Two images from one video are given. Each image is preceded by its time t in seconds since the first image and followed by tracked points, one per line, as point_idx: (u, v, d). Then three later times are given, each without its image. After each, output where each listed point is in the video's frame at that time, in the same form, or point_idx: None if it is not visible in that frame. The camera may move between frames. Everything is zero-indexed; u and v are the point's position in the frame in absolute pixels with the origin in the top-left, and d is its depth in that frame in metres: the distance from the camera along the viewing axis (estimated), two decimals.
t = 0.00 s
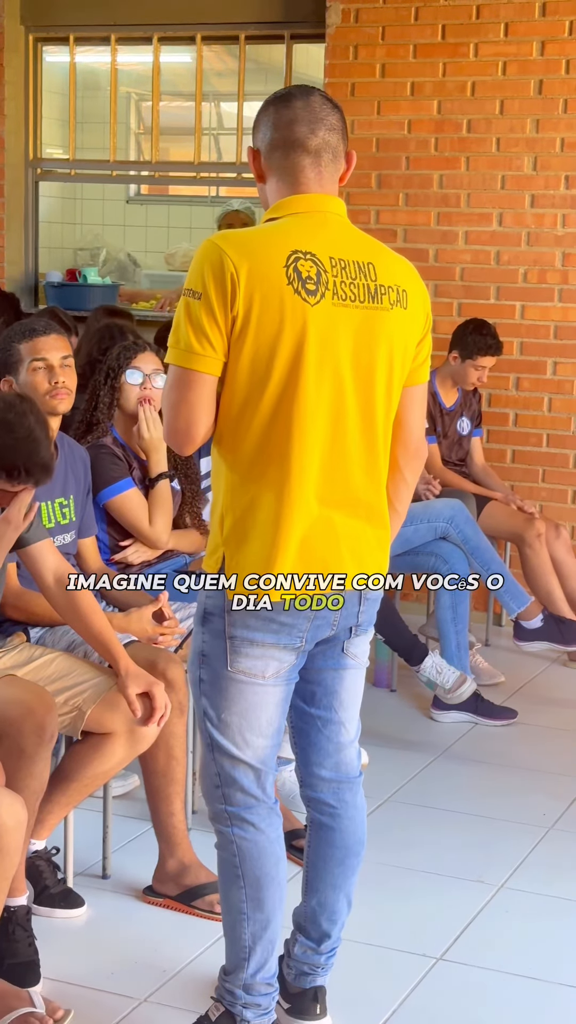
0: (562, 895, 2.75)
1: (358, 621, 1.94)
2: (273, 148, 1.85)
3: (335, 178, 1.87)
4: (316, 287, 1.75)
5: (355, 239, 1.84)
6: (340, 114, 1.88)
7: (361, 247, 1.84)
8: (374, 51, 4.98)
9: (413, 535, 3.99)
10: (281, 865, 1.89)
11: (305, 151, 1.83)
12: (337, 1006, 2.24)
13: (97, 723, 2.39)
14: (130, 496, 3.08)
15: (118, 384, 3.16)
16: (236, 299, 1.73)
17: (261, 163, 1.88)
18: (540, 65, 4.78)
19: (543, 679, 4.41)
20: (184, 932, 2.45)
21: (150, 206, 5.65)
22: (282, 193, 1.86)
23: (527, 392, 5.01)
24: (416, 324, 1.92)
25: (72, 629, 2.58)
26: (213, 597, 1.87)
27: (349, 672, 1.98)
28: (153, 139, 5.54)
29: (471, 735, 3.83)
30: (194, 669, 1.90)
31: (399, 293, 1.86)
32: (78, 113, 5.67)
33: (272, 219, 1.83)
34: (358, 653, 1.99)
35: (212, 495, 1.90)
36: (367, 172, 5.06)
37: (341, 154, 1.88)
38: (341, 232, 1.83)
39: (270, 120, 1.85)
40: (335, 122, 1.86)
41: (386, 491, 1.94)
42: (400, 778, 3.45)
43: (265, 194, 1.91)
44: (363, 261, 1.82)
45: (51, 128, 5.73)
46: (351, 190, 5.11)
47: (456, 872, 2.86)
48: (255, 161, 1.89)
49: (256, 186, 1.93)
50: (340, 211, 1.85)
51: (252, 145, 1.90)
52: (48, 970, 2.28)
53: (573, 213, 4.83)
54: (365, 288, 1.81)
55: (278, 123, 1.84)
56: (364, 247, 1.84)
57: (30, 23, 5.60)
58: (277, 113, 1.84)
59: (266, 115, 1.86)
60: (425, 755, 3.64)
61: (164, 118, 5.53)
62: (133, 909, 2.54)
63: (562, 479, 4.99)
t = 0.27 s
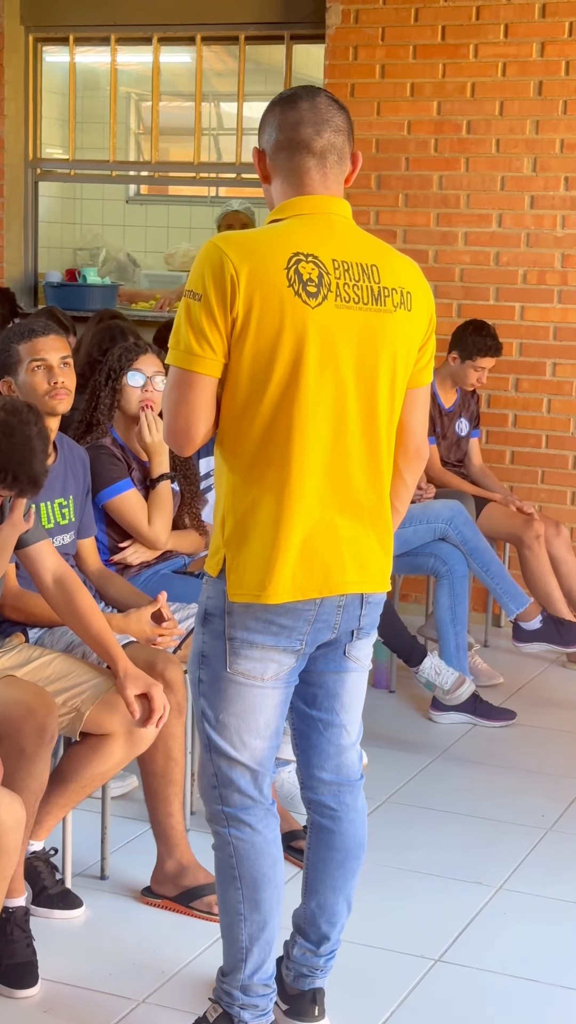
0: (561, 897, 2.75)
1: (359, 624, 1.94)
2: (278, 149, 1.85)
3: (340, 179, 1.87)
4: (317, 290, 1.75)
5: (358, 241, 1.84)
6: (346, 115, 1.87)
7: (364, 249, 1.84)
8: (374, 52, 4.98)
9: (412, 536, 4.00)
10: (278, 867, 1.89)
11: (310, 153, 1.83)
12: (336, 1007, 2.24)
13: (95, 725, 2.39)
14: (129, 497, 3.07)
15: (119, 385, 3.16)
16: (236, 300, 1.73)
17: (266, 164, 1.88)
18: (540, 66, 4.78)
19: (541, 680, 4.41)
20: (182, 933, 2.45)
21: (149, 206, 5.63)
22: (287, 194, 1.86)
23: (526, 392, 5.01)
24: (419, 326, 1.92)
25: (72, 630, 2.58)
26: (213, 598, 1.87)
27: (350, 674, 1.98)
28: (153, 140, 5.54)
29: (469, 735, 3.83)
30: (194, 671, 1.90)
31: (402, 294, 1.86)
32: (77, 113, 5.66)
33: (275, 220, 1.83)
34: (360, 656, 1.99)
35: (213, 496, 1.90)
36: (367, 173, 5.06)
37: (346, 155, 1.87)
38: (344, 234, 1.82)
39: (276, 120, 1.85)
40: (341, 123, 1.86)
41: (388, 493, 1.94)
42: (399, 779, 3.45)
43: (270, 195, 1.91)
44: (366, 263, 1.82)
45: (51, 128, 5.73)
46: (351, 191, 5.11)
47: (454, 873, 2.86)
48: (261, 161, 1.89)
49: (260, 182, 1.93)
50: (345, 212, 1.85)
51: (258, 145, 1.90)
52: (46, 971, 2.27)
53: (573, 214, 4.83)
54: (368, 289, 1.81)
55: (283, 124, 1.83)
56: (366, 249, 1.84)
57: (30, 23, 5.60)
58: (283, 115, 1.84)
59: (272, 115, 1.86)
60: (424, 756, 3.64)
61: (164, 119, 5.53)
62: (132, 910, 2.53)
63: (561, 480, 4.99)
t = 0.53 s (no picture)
0: (560, 899, 2.75)
1: (362, 626, 1.94)
2: (284, 150, 1.85)
3: (346, 181, 1.87)
4: (322, 292, 1.75)
5: (364, 242, 1.84)
6: (352, 116, 1.87)
7: (369, 251, 1.83)
8: (374, 54, 4.98)
9: (412, 537, 4.00)
10: (279, 868, 1.89)
11: (316, 154, 1.83)
12: (336, 1008, 2.24)
13: (95, 727, 2.40)
14: (129, 498, 3.07)
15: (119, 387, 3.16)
16: (241, 303, 1.73)
17: (272, 165, 1.88)
18: (540, 67, 4.78)
19: (541, 681, 4.41)
20: (182, 934, 2.45)
21: (150, 207, 5.63)
22: (293, 196, 1.86)
23: (526, 393, 5.01)
24: (424, 328, 1.92)
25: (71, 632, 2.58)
26: (216, 599, 1.87)
27: (353, 676, 1.98)
28: (153, 140, 5.55)
29: (469, 737, 3.83)
30: (196, 672, 1.90)
31: (408, 295, 1.86)
32: (78, 114, 5.66)
33: (281, 222, 1.83)
34: (363, 658, 1.99)
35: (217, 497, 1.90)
36: (367, 174, 5.06)
37: (352, 156, 1.87)
38: (349, 236, 1.82)
39: (282, 121, 1.85)
40: (347, 124, 1.86)
41: (393, 494, 1.94)
42: (399, 780, 3.45)
43: (275, 196, 1.91)
44: (371, 265, 1.82)
45: (51, 129, 5.73)
46: (351, 192, 5.11)
47: (453, 875, 2.86)
48: (267, 162, 1.89)
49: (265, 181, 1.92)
50: (350, 213, 1.85)
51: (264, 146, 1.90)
52: (45, 972, 2.27)
53: (573, 215, 4.83)
54: (374, 291, 1.81)
55: (289, 126, 1.83)
56: (372, 251, 1.84)
57: (30, 23, 5.60)
58: (289, 115, 1.83)
59: (278, 116, 1.85)
60: (423, 757, 3.64)
61: (165, 119, 5.53)
62: (131, 911, 2.53)
63: (561, 481, 4.99)
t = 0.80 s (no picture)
0: (561, 900, 2.75)
1: (367, 628, 1.94)
2: (291, 150, 1.84)
3: (350, 181, 1.88)
4: (328, 293, 1.75)
5: (370, 243, 1.84)
6: (357, 117, 1.88)
7: (375, 251, 1.84)
8: (375, 55, 4.99)
9: (414, 537, 4.00)
10: (282, 870, 1.89)
11: (322, 154, 1.83)
12: (337, 1009, 2.24)
13: (96, 727, 2.39)
14: (129, 498, 3.07)
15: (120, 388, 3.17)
16: (247, 303, 1.73)
17: (278, 165, 1.88)
18: (541, 68, 4.78)
19: (542, 682, 4.41)
20: (183, 934, 2.45)
21: (151, 207, 5.64)
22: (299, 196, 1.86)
23: (527, 394, 5.01)
24: (431, 327, 1.92)
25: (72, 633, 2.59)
26: (222, 600, 1.87)
27: (358, 678, 1.98)
28: (155, 141, 5.55)
29: (469, 737, 3.83)
30: (201, 673, 1.90)
31: (414, 295, 1.86)
32: (79, 114, 5.67)
33: (287, 222, 1.83)
34: (368, 660, 1.99)
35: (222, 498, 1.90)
36: (368, 175, 5.06)
37: (357, 157, 1.88)
38: (355, 236, 1.82)
39: (287, 121, 1.84)
40: (353, 125, 1.86)
41: (399, 494, 1.94)
42: (400, 781, 3.45)
43: (279, 195, 1.91)
44: (377, 265, 1.82)
45: (52, 130, 5.73)
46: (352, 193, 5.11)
47: (455, 876, 2.86)
48: (272, 161, 1.89)
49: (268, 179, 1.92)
50: (356, 214, 1.85)
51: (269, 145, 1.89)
52: (46, 972, 2.27)
53: (574, 216, 4.83)
54: (380, 291, 1.81)
55: (296, 126, 1.83)
56: (377, 251, 1.84)
57: (31, 24, 5.60)
58: (295, 115, 1.83)
59: (284, 116, 1.85)
60: (424, 759, 3.64)
61: (166, 120, 5.53)
62: (132, 912, 2.53)
63: (562, 482, 4.99)
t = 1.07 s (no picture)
0: (562, 900, 2.75)
1: (370, 628, 1.93)
2: (297, 151, 1.84)
3: (354, 181, 1.88)
4: (331, 293, 1.75)
5: (373, 242, 1.84)
6: (359, 116, 1.88)
7: (377, 250, 1.84)
8: (377, 55, 4.99)
9: (416, 538, 4.00)
10: (284, 872, 1.89)
11: (330, 154, 1.83)
12: (338, 1009, 2.24)
13: (98, 727, 2.39)
14: (131, 499, 3.07)
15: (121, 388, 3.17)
16: (250, 303, 1.73)
17: (283, 166, 1.87)
18: (543, 68, 4.78)
19: (544, 683, 4.41)
20: (185, 935, 2.45)
21: (152, 208, 5.64)
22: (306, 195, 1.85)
23: (529, 395, 5.01)
24: (433, 327, 1.92)
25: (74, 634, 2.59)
26: (224, 600, 1.87)
27: (361, 679, 1.98)
28: (156, 142, 5.56)
29: (471, 738, 3.83)
30: (204, 674, 1.90)
31: (416, 295, 1.86)
32: (80, 115, 5.67)
33: (289, 222, 1.83)
34: (370, 661, 1.99)
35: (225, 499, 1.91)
36: (369, 176, 5.06)
37: (361, 157, 1.88)
38: (357, 236, 1.83)
39: (293, 121, 1.83)
40: (357, 124, 1.86)
41: (402, 494, 1.94)
42: (401, 782, 3.45)
43: (281, 195, 1.90)
44: (380, 265, 1.82)
45: (54, 131, 5.74)
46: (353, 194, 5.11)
47: (456, 877, 2.86)
48: (276, 161, 1.87)
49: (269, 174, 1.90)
50: (358, 214, 1.85)
51: (272, 145, 1.87)
52: (48, 973, 2.27)
53: None
54: (382, 291, 1.81)
55: (304, 127, 1.82)
56: (380, 250, 1.84)
57: (33, 25, 5.61)
58: (302, 116, 1.82)
59: (289, 116, 1.84)
60: (426, 759, 3.64)
61: (167, 120, 5.53)
62: (134, 912, 2.53)
63: (564, 483, 4.99)
